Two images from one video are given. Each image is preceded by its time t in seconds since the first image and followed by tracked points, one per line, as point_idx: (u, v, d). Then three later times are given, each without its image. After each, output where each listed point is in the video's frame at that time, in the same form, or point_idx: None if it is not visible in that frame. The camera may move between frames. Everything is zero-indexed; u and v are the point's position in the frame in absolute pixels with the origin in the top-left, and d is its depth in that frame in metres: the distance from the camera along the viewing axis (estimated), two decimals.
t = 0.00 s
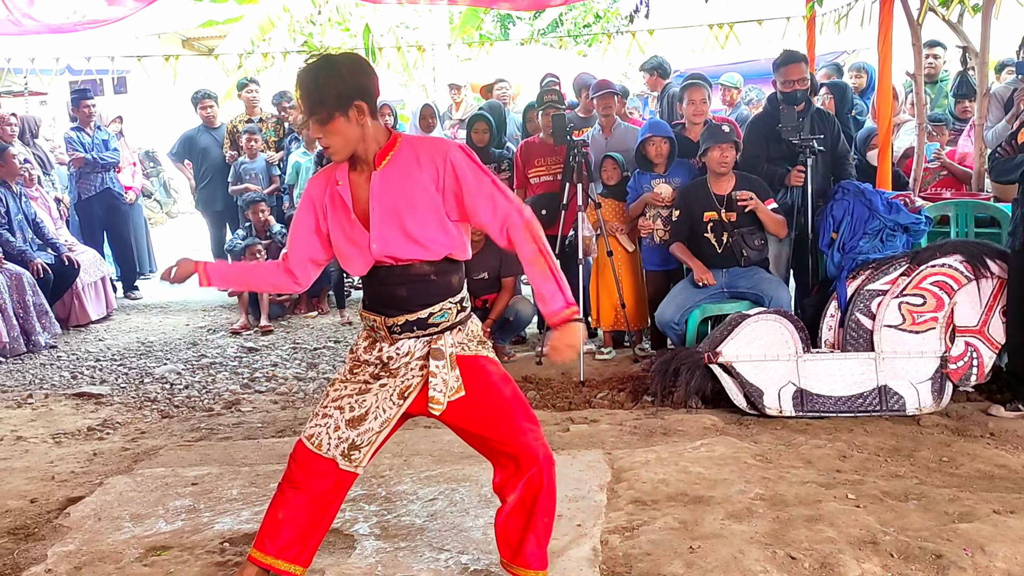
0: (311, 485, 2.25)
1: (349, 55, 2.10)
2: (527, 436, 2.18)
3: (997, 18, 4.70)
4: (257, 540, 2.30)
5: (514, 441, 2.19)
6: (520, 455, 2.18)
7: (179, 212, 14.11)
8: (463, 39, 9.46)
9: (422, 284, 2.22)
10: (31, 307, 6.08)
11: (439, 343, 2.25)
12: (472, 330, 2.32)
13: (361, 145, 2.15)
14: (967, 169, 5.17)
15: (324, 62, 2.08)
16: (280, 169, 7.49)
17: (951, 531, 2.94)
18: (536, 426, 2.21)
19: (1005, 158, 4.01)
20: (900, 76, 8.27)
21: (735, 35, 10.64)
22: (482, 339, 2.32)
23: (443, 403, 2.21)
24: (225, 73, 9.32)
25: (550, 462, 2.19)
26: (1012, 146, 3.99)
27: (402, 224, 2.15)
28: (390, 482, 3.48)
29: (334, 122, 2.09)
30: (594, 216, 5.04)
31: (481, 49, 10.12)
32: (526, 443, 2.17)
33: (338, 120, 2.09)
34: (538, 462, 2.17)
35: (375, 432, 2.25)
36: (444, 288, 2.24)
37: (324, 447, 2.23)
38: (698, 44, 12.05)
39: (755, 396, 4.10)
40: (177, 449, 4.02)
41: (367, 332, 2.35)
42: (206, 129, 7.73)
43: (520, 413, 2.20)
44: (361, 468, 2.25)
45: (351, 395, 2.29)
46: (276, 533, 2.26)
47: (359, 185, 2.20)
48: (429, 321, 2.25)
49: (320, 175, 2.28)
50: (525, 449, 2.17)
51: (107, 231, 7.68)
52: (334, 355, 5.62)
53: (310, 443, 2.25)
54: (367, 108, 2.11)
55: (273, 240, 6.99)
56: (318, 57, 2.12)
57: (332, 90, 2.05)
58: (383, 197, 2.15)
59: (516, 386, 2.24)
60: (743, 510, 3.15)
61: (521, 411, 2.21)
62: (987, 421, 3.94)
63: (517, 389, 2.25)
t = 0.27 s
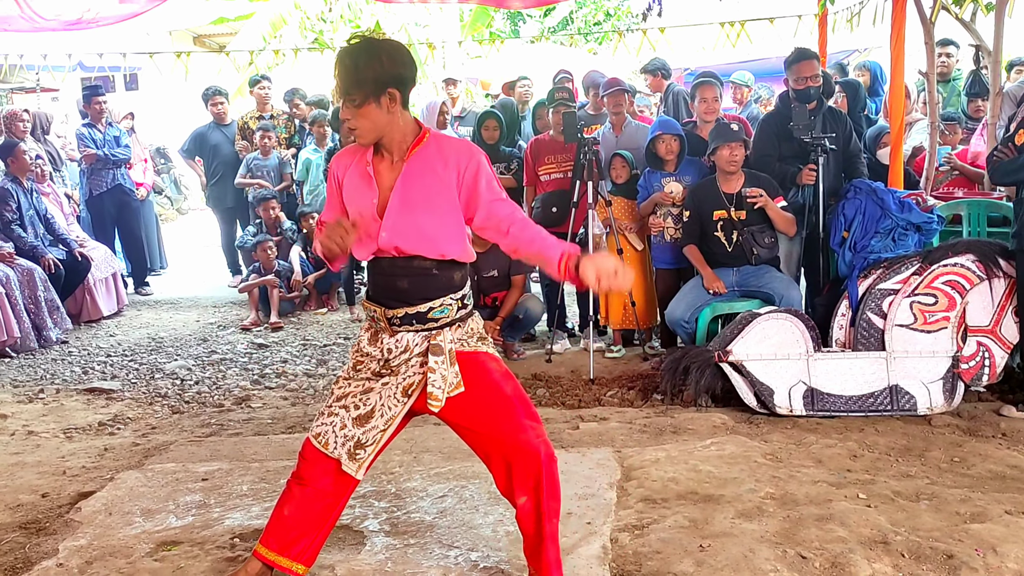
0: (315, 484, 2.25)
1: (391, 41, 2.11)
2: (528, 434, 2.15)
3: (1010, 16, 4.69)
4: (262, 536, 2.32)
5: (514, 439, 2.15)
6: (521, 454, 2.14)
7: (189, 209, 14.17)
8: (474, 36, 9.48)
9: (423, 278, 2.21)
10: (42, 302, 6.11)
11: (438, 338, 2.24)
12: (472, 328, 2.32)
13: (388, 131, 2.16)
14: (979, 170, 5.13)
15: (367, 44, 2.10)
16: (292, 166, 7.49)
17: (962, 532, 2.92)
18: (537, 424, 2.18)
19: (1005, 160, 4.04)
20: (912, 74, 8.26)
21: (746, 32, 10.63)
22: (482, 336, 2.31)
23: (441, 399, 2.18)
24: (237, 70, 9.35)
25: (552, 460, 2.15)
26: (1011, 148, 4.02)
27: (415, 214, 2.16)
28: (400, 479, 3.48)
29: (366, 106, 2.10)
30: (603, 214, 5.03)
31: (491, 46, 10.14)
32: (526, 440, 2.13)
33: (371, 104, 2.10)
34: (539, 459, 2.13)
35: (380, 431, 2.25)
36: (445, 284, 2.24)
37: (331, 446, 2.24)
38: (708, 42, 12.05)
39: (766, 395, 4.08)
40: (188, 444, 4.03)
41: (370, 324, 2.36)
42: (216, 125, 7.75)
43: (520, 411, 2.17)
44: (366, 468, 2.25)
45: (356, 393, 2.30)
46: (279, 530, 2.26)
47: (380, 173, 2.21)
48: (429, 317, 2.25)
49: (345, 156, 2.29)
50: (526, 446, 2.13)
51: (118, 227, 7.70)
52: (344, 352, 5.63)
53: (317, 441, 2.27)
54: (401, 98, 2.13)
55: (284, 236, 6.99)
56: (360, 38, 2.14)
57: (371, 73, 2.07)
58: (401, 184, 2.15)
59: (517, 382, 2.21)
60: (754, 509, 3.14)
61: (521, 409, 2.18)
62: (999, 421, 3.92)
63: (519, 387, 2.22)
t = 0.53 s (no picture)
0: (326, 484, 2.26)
1: (391, 30, 2.07)
2: (529, 434, 2.18)
3: None
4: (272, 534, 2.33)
5: (515, 439, 2.18)
6: (522, 454, 2.17)
7: (200, 206, 14.24)
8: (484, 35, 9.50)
9: (427, 271, 2.19)
10: (55, 298, 6.14)
11: (439, 333, 2.24)
12: (473, 324, 2.30)
13: (390, 122, 2.11)
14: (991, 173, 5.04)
15: (366, 35, 2.05)
16: (303, 163, 7.49)
17: (975, 532, 2.91)
18: (537, 423, 2.21)
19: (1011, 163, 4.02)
20: (924, 74, 8.25)
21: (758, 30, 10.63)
22: (484, 333, 2.30)
23: (439, 394, 2.18)
24: (249, 67, 9.39)
25: (551, 458, 2.19)
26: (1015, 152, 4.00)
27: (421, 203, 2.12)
28: (410, 476, 3.48)
29: (369, 96, 2.06)
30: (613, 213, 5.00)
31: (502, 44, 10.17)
32: (527, 441, 2.16)
33: (372, 95, 2.06)
34: (540, 458, 2.17)
35: (388, 430, 2.25)
36: (449, 277, 2.22)
37: (341, 448, 2.24)
38: (719, 41, 12.06)
39: (777, 394, 4.07)
40: (199, 440, 4.04)
41: (369, 316, 2.34)
42: (228, 123, 7.78)
43: (521, 411, 2.20)
44: (379, 465, 2.27)
45: (360, 393, 2.29)
46: (289, 528, 2.28)
47: (383, 164, 2.16)
48: (431, 310, 2.24)
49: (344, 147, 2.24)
50: (527, 446, 2.17)
51: (130, 224, 7.73)
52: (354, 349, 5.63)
53: (327, 445, 2.27)
54: (403, 87, 2.09)
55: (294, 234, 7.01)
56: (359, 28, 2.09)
57: (372, 64, 2.03)
58: (406, 174, 2.10)
59: (517, 381, 2.23)
60: (765, 508, 3.13)
61: (521, 408, 2.21)
62: (1011, 422, 3.90)
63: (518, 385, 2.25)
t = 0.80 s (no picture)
0: (330, 479, 2.26)
1: (393, 27, 2.09)
2: (531, 431, 2.17)
3: None
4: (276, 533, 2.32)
5: (518, 436, 2.17)
6: (525, 451, 2.16)
7: (209, 203, 14.28)
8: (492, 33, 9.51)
9: (427, 264, 2.20)
10: (64, 295, 6.16)
11: (440, 327, 2.24)
12: (474, 318, 2.30)
13: (397, 117, 2.11)
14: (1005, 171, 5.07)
15: (370, 31, 2.06)
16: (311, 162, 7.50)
17: (984, 533, 2.90)
18: (539, 420, 2.20)
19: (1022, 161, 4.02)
20: (934, 72, 8.22)
21: (766, 29, 10.64)
22: (485, 328, 2.29)
23: (440, 387, 2.18)
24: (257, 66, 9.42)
25: (554, 455, 2.18)
26: None
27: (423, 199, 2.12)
28: (418, 474, 3.49)
29: (377, 91, 2.06)
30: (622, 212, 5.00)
31: (511, 42, 10.17)
32: (530, 438, 2.15)
33: (381, 89, 2.06)
34: (543, 456, 2.16)
35: (393, 426, 2.25)
36: (448, 270, 2.23)
37: (347, 444, 2.24)
38: (728, 40, 12.05)
39: (785, 394, 4.07)
40: (208, 437, 4.05)
41: (372, 310, 2.35)
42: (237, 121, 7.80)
43: (522, 408, 2.19)
44: (384, 461, 2.27)
45: (366, 389, 2.30)
46: (294, 524, 2.28)
47: (383, 158, 2.15)
48: (431, 304, 2.24)
49: (345, 135, 2.21)
50: (529, 443, 2.16)
51: (139, 222, 7.75)
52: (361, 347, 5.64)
53: (333, 441, 2.27)
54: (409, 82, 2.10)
55: (303, 232, 7.05)
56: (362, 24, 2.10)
57: (380, 59, 2.03)
58: (406, 171, 2.09)
59: (519, 376, 2.22)
60: (773, 508, 3.13)
61: (523, 404, 2.20)
62: (1021, 422, 3.88)
63: (520, 381, 2.24)
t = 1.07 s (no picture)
0: (335, 476, 2.27)
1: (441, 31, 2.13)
2: (541, 428, 2.18)
3: None
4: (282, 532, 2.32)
5: (528, 433, 2.17)
6: (534, 449, 2.16)
7: (215, 202, 14.31)
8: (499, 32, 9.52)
9: (436, 267, 2.18)
10: (72, 293, 6.18)
11: (448, 330, 2.23)
12: (482, 321, 2.29)
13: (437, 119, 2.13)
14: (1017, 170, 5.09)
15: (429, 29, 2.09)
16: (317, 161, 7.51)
17: (992, 533, 2.90)
18: (549, 417, 2.21)
19: None
20: (942, 72, 8.21)
21: (774, 29, 10.64)
22: (493, 329, 2.30)
23: (448, 389, 2.20)
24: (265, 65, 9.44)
25: (563, 452, 2.18)
26: None
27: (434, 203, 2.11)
28: (425, 473, 3.49)
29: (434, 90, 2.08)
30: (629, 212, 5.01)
31: (518, 41, 10.18)
32: (539, 435, 2.16)
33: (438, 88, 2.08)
34: (552, 453, 2.16)
35: (399, 427, 2.28)
36: (457, 273, 2.20)
37: (351, 443, 2.25)
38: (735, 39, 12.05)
39: (792, 394, 4.07)
40: (215, 435, 4.06)
41: (379, 311, 2.36)
42: (244, 120, 7.80)
43: (532, 405, 2.19)
44: (388, 461, 2.28)
45: (372, 390, 2.30)
46: (300, 524, 2.28)
47: (400, 158, 2.16)
48: (440, 307, 2.23)
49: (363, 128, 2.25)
50: (538, 440, 2.16)
51: (146, 220, 7.77)
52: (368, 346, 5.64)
53: (337, 439, 2.27)
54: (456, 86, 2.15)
55: (309, 231, 7.07)
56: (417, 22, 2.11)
57: (443, 57, 2.06)
58: (420, 173, 2.10)
59: (528, 375, 2.22)
60: (780, 508, 3.13)
61: (533, 402, 2.20)
62: None
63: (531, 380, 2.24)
